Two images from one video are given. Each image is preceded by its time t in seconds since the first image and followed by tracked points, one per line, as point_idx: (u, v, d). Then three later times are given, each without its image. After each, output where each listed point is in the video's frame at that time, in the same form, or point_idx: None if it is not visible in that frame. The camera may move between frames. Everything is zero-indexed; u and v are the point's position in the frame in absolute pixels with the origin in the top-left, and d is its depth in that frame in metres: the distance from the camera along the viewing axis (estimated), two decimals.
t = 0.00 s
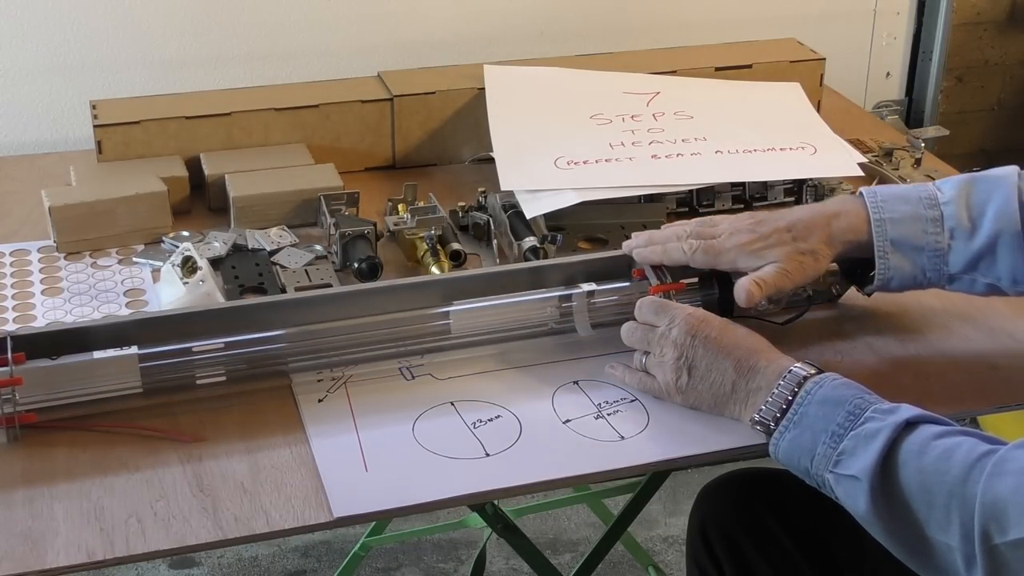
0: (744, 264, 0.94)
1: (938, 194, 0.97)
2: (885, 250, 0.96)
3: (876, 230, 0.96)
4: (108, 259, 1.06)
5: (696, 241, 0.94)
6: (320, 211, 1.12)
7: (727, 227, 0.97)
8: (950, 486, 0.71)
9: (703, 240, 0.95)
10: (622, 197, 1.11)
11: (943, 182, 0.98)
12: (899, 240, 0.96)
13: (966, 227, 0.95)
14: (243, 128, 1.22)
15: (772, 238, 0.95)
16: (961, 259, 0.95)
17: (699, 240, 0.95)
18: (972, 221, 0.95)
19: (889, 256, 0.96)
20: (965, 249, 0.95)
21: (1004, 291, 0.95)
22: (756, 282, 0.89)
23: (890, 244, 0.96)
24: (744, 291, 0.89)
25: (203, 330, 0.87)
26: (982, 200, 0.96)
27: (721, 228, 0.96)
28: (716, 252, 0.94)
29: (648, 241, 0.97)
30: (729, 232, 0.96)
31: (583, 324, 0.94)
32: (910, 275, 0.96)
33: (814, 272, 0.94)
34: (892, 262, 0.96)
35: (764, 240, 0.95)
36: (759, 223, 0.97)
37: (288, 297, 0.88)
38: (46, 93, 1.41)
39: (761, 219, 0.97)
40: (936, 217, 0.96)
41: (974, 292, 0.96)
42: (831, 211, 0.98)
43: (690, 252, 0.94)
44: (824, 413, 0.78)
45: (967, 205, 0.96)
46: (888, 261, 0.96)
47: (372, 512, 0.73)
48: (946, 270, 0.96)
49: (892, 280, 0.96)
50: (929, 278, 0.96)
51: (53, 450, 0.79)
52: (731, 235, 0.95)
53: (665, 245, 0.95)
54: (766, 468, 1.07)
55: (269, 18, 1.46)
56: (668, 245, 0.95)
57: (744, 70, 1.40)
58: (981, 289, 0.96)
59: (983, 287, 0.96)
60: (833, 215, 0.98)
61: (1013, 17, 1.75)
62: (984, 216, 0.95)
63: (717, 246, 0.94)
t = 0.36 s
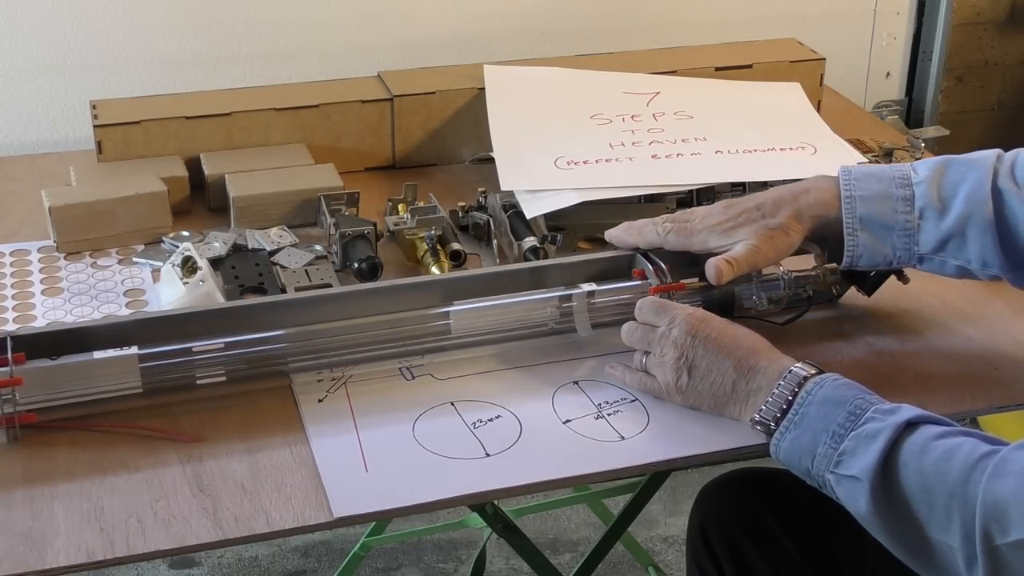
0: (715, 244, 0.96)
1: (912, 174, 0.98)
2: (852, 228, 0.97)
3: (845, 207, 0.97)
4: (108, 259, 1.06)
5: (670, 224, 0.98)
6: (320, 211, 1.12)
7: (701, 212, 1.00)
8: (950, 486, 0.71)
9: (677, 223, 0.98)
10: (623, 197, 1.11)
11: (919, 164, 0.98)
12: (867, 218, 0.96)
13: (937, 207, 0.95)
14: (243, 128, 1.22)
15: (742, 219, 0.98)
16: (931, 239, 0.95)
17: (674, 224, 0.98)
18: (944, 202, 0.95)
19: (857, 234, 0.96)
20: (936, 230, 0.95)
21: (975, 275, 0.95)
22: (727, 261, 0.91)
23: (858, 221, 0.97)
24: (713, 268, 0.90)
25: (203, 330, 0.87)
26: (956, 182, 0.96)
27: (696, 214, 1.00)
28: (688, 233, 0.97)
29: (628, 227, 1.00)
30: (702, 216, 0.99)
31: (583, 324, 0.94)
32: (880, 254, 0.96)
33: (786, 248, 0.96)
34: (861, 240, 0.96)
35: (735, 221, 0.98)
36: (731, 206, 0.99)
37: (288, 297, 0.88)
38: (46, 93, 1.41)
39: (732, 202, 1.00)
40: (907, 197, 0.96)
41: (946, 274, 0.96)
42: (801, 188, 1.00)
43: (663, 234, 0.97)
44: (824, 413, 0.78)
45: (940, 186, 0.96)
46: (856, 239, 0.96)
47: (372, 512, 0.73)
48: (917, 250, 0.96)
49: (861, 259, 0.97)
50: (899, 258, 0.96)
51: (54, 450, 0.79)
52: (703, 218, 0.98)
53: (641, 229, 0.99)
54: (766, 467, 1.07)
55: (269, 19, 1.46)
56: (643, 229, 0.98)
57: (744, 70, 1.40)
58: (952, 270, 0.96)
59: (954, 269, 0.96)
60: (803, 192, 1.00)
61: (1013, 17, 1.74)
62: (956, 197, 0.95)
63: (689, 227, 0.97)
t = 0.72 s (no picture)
0: (727, 258, 0.94)
1: (921, 181, 0.97)
2: (865, 238, 0.96)
3: (856, 217, 0.97)
4: (108, 259, 1.06)
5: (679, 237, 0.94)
6: (320, 211, 1.12)
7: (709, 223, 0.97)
8: (951, 485, 0.71)
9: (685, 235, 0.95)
10: (623, 197, 1.11)
11: (927, 170, 0.98)
12: (879, 229, 0.96)
13: (948, 215, 0.95)
14: (243, 128, 1.22)
15: (753, 232, 0.95)
16: (943, 247, 0.95)
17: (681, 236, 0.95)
18: (955, 210, 0.95)
19: (869, 243, 0.96)
20: (947, 238, 0.95)
21: (987, 281, 0.94)
22: (744, 277, 0.89)
23: (870, 231, 0.96)
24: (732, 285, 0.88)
25: (203, 330, 0.87)
26: (965, 188, 0.95)
27: (703, 225, 0.97)
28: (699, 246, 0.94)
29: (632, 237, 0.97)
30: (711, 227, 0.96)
31: (584, 325, 0.94)
32: (891, 263, 0.96)
33: (799, 261, 0.95)
34: (873, 250, 0.96)
35: (746, 234, 0.95)
36: (740, 217, 0.97)
37: (288, 297, 0.88)
38: (46, 93, 1.41)
39: (741, 213, 0.97)
40: (918, 205, 0.96)
41: (958, 281, 0.96)
42: (810, 199, 0.99)
43: (672, 247, 0.94)
44: (824, 413, 0.78)
45: (950, 194, 0.96)
46: (868, 249, 0.96)
47: (372, 512, 0.73)
48: (929, 258, 0.95)
49: (873, 268, 0.96)
50: (910, 266, 0.96)
51: (54, 450, 0.79)
52: (713, 230, 0.95)
53: (648, 241, 0.95)
54: (766, 467, 1.07)
55: (269, 19, 1.46)
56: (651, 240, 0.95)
57: (744, 70, 1.40)
58: (964, 278, 0.95)
59: (966, 276, 0.95)
60: (812, 204, 0.98)
61: (1013, 17, 1.75)
62: (966, 204, 0.94)
63: (700, 240, 0.94)
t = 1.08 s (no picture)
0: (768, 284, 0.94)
1: (954, 197, 0.97)
2: (904, 257, 0.96)
3: (894, 237, 0.96)
4: (108, 260, 1.06)
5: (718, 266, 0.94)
6: (320, 211, 1.12)
7: (744, 250, 0.96)
8: (951, 485, 0.71)
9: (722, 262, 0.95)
10: (623, 197, 1.11)
11: (958, 184, 0.98)
12: (918, 247, 0.96)
13: (985, 230, 0.95)
14: (243, 128, 1.22)
15: (793, 255, 0.95)
16: (980, 262, 0.95)
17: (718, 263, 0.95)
18: (991, 224, 0.95)
19: (909, 262, 0.96)
20: (984, 252, 0.95)
21: None
22: (791, 303, 0.89)
23: (909, 250, 0.96)
24: (782, 312, 0.88)
25: (203, 330, 0.87)
26: (1000, 202, 0.96)
27: (738, 251, 0.96)
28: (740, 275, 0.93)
29: (664, 265, 0.95)
30: (749, 254, 0.95)
31: (583, 325, 0.94)
32: (931, 281, 0.96)
33: (839, 283, 0.95)
34: (912, 268, 0.96)
35: (786, 259, 0.95)
36: (777, 241, 0.96)
37: (288, 297, 0.88)
38: (46, 93, 1.41)
39: (778, 237, 0.97)
40: (955, 221, 0.96)
41: (994, 294, 0.96)
42: (847, 220, 0.98)
43: (712, 275, 0.93)
44: (824, 412, 0.78)
45: (985, 208, 0.96)
46: (908, 268, 0.96)
47: (372, 512, 0.73)
48: (967, 274, 0.96)
49: (914, 286, 0.97)
50: (949, 282, 0.96)
51: (54, 450, 0.79)
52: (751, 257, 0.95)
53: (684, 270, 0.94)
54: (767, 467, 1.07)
55: (268, 18, 1.46)
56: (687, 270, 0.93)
57: (744, 70, 1.40)
58: (1001, 291, 0.95)
59: (1002, 289, 0.96)
60: (850, 225, 0.98)
61: (1013, 18, 1.75)
62: (1002, 218, 0.95)
63: (739, 268, 0.94)
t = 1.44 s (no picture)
0: (720, 241, 0.96)
1: (915, 171, 0.98)
2: (858, 226, 0.97)
3: (850, 205, 0.97)
4: (108, 259, 1.06)
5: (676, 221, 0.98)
6: (320, 211, 1.12)
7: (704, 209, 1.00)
8: (952, 485, 0.71)
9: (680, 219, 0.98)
10: (623, 197, 1.11)
11: (922, 160, 0.99)
12: (872, 217, 0.97)
13: (942, 204, 0.95)
14: (243, 128, 1.22)
15: (747, 216, 0.98)
16: (935, 236, 0.95)
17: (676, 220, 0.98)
18: (949, 199, 0.95)
19: (862, 232, 0.97)
20: (940, 227, 0.95)
21: (980, 270, 0.95)
22: (734, 258, 0.91)
23: (863, 219, 0.97)
24: (723, 266, 0.91)
25: (203, 330, 0.87)
26: (960, 178, 0.96)
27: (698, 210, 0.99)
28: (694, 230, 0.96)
29: (627, 219, 1.00)
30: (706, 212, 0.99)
31: (583, 324, 0.94)
32: (885, 252, 0.97)
33: (791, 246, 0.96)
34: (866, 238, 0.97)
35: (740, 217, 0.98)
36: (735, 204, 0.99)
37: (288, 297, 0.88)
38: (46, 93, 1.41)
39: (736, 199, 1.00)
40: (912, 194, 0.96)
41: (950, 270, 0.97)
42: (804, 187, 1.00)
43: (667, 229, 0.97)
44: (824, 412, 0.78)
45: (945, 183, 0.96)
46: (861, 238, 0.97)
47: (372, 512, 0.73)
48: (921, 247, 0.96)
49: (867, 257, 0.97)
50: (904, 255, 0.97)
51: (54, 450, 0.79)
52: (707, 214, 0.98)
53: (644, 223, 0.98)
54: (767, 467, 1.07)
55: (269, 18, 1.46)
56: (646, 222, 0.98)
57: (744, 70, 1.40)
58: (957, 267, 0.96)
59: (958, 265, 0.96)
60: (806, 191, 1.00)
61: (1013, 17, 1.74)
62: (960, 194, 0.95)
63: (693, 223, 0.97)
